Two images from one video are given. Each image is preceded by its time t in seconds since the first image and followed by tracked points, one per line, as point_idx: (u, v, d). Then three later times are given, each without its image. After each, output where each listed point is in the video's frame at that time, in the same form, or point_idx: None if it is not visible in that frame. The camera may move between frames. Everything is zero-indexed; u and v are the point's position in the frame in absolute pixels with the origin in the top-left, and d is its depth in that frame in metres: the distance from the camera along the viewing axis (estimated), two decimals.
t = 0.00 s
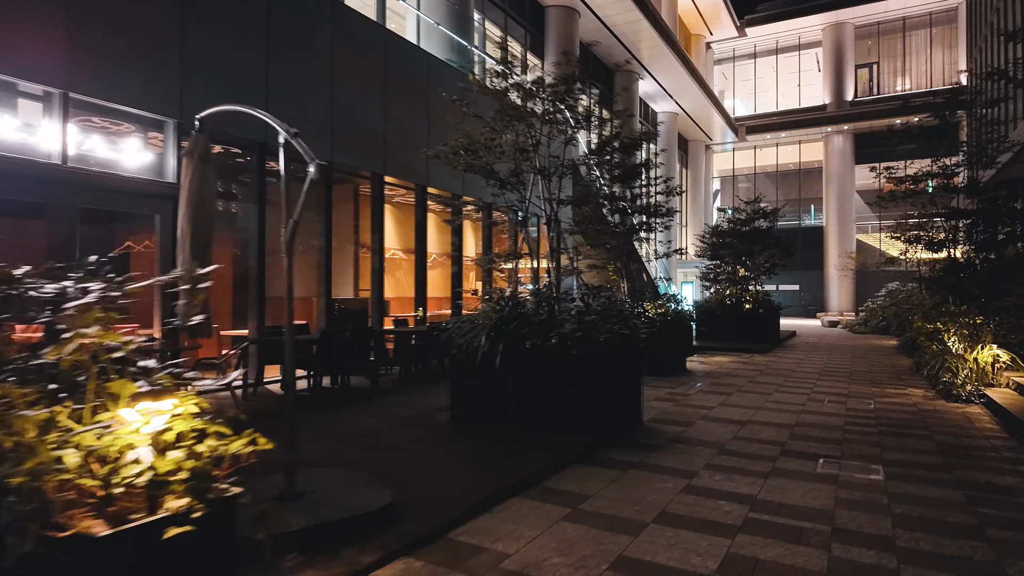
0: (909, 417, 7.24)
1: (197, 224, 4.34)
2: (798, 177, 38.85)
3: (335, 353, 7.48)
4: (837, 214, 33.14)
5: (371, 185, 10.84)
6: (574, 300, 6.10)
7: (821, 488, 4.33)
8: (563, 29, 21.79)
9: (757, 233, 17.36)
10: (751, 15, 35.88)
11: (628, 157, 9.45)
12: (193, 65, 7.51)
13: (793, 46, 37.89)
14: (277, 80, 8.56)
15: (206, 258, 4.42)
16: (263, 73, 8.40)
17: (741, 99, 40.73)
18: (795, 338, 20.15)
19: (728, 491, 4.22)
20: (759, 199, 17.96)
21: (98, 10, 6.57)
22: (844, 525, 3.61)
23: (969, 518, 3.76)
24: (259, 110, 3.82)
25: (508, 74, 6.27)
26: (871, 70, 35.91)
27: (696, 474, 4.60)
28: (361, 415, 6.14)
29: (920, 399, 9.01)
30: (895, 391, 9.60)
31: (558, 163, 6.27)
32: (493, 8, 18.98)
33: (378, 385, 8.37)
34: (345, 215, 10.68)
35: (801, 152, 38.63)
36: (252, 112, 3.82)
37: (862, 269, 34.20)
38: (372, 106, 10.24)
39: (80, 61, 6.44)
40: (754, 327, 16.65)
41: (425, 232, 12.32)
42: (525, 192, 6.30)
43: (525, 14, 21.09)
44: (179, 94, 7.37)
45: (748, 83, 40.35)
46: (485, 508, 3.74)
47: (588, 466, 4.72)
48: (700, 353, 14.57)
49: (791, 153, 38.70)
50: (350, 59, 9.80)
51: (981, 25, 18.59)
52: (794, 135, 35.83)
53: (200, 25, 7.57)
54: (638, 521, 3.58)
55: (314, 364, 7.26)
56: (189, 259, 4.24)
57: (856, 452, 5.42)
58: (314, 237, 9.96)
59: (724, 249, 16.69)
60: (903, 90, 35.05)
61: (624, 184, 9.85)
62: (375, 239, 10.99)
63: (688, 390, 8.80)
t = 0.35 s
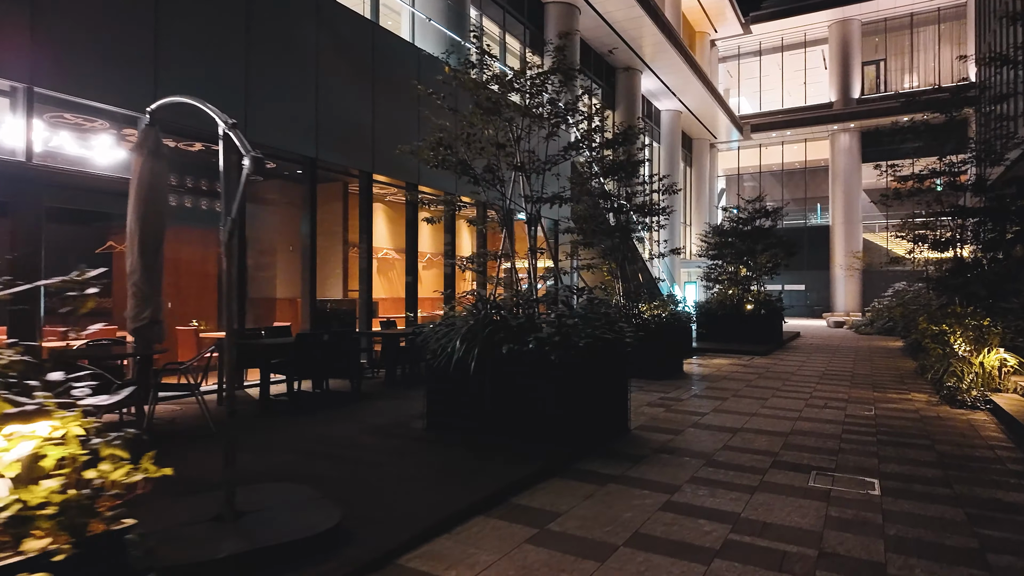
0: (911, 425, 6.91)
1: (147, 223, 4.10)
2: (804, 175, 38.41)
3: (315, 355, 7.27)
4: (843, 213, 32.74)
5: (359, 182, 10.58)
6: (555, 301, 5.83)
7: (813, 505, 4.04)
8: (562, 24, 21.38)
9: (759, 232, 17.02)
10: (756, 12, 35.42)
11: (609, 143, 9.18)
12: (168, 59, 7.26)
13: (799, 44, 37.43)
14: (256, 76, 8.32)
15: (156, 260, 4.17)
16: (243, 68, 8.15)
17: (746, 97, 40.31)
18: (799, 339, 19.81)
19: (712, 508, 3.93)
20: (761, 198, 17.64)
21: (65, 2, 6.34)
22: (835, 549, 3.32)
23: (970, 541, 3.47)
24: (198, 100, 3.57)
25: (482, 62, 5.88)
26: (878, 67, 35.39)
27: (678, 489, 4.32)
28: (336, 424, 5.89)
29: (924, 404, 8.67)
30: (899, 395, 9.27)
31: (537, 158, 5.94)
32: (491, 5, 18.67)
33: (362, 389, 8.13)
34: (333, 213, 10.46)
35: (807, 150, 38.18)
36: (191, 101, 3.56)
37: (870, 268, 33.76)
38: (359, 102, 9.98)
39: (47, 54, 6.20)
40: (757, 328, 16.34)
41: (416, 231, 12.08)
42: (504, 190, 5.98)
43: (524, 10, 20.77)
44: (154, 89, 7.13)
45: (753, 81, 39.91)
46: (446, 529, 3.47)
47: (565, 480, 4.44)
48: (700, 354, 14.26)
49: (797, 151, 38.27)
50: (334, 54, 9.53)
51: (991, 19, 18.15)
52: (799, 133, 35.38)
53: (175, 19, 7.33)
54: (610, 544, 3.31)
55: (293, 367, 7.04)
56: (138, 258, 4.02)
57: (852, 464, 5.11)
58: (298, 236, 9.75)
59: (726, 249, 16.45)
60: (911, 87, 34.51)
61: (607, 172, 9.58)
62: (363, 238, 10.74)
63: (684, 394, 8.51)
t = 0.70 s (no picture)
0: (916, 430, 6.54)
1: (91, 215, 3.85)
2: (812, 173, 37.90)
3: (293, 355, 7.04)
4: (852, 211, 32.24)
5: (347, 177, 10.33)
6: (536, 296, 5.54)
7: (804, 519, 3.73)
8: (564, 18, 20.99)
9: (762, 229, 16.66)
10: (763, 8, 34.94)
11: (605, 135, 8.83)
12: (141, 50, 7.02)
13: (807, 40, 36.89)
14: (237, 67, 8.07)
15: (103, 255, 3.92)
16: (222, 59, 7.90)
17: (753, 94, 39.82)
18: (805, 339, 19.41)
19: (693, 524, 3.63)
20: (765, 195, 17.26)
21: None
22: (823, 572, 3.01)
23: (975, 563, 3.15)
24: (136, 81, 3.34)
25: (459, 47, 5.59)
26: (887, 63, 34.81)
27: (659, 501, 4.02)
28: (308, 428, 5.63)
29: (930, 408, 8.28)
30: (905, 398, 8.92)
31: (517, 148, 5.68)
32: None
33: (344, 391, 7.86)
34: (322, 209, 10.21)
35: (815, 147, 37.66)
36: (127, 82, 3.33)
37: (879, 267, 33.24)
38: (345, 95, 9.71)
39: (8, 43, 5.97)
40: (760, 328, 16.03)
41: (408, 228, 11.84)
42: (482, 181, 5.71)
43: (524, 5, 20.41)
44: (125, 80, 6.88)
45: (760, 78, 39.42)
46: (398, 547, 3.19)
47: (538, 491, 4.15)
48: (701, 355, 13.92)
49: (804, 148, 37.76)
50: (319, 46, 9.27)
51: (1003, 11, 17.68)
52: (807, 131, 34.87)
53: (148, 7, 7.08)
54: (575, 565, 3.01)
55: (268, 368, 6.80)
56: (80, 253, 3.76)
57: (850, 474, 4.79)
58: (284, 233, 9.50)
59: (729, 246, 16.12)
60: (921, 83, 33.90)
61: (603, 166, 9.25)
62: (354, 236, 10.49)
63: (679, 397, 8.20)
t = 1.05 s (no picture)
0: (916, 437, 6.23)
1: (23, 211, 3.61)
2: (818, 172, 37.46)
3: (269, 357, 6.83)
4: (859, 210, 31.80)
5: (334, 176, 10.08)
6: (512, 297, 5.28)
7: (787, 538, 3.45)
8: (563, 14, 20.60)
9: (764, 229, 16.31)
10: (769, 4, 34.46)
11: (597, 130, 8.52)
12: (112, 44, 6.81)
13: (813, 37, 36.35)
14: (216, 62, 7.84)
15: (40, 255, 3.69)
16: (200, 54, 7.68)
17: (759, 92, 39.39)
18: (810, 339, 19.07)
19: (666, 543, 3.36)
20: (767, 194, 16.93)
21: None
22: None
23: None
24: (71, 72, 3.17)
25: (427, 37, 5.36)
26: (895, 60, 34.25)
27: (634, 516, 3.75)
28: (278, 435, 5.41)
29: (932, 413, 7.96)
30: (907, 402, 8.61)
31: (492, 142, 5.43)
32: None
33: (325, 395, 7.64)
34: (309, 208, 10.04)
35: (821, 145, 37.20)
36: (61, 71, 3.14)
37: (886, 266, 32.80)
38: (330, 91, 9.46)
39: None
40: (763, 329, 15.66)
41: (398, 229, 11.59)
42: (456, 177, 5.46)
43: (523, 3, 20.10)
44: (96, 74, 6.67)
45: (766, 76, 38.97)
46: (339, 570, 2.95)
47: (505, 505, 3.90)
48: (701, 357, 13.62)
49: (811, 147, 37.31)
50: (302, 41, 9.02)
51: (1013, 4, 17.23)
52: (814, 129, 34.39)
53: None
54: None
55: (243, 371, 6.59)
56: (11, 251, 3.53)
57: (843, 486, 4.49)
58: (269, 232, 9.28)
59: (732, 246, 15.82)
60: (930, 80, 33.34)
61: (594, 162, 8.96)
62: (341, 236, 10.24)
63: (672, 401, 7.93)
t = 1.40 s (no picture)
0: (920, 449, 5.90)
1: None
2: (828, 171, 36.89)
3: (245, 362, 6.63)
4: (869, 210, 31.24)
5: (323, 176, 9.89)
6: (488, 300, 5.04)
7: (765, 565, 3.17)
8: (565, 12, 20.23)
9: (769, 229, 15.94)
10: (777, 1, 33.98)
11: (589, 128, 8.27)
12: (84, 40, 6.63)
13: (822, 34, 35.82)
14: (195, 59, 7.65)
15: None
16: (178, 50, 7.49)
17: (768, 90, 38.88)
18: (818, 342, 18.64)
19: (632, 570, 3.09)
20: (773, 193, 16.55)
21: None
22: None
23: None
24: None
25: (397, 28, 5.16)
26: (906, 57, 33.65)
27: (602, 538, 3.49)
28: (245, 443, 5.20)
29: (938, 422, 7.59)
30: (913, 410, 8.23)
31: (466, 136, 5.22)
32: None
33: (305, 400, 7.42)
34: (297, 208, 9.83)
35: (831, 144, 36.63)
36: None
37: (897, 266, 32.20)
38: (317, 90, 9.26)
39: None
40: (767, 332, 15.37)
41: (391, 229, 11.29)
42: (431, 175, 5.24)
43: None
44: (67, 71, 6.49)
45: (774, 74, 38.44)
46: None
47: (465, 524, 3.65)
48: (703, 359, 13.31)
49: (820, 145, 36.76)
50: (287, 38, 8.82)
51: None
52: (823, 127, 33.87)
53: None
54: None
55: (217, 376, 6.39)
56: None
57: (835, 504, 4.19)
58: (254, 232, 9.08)
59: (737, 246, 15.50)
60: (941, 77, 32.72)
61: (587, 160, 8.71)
62: (330, 236, 9.96)
63: (666, 407, 7.64)
